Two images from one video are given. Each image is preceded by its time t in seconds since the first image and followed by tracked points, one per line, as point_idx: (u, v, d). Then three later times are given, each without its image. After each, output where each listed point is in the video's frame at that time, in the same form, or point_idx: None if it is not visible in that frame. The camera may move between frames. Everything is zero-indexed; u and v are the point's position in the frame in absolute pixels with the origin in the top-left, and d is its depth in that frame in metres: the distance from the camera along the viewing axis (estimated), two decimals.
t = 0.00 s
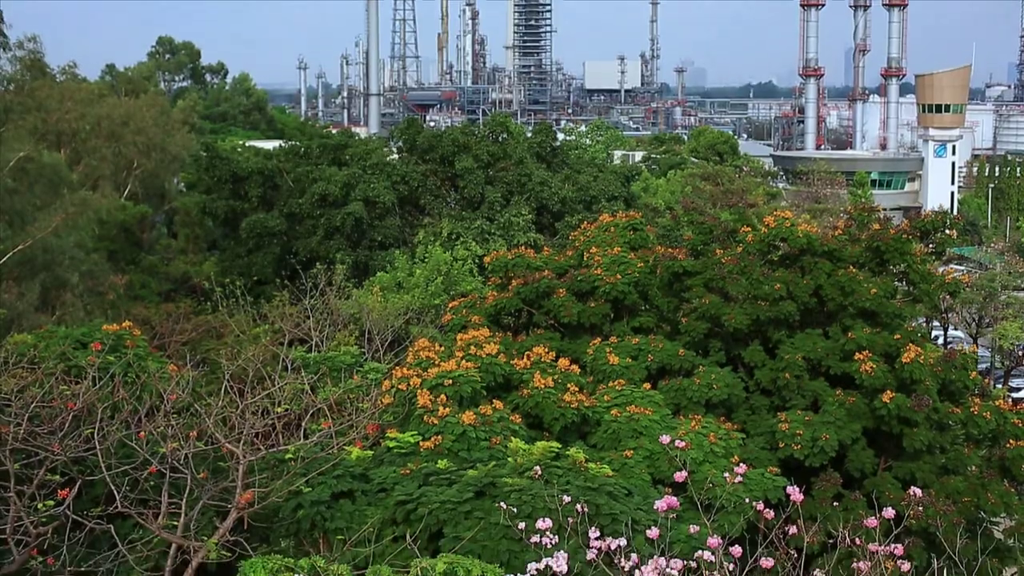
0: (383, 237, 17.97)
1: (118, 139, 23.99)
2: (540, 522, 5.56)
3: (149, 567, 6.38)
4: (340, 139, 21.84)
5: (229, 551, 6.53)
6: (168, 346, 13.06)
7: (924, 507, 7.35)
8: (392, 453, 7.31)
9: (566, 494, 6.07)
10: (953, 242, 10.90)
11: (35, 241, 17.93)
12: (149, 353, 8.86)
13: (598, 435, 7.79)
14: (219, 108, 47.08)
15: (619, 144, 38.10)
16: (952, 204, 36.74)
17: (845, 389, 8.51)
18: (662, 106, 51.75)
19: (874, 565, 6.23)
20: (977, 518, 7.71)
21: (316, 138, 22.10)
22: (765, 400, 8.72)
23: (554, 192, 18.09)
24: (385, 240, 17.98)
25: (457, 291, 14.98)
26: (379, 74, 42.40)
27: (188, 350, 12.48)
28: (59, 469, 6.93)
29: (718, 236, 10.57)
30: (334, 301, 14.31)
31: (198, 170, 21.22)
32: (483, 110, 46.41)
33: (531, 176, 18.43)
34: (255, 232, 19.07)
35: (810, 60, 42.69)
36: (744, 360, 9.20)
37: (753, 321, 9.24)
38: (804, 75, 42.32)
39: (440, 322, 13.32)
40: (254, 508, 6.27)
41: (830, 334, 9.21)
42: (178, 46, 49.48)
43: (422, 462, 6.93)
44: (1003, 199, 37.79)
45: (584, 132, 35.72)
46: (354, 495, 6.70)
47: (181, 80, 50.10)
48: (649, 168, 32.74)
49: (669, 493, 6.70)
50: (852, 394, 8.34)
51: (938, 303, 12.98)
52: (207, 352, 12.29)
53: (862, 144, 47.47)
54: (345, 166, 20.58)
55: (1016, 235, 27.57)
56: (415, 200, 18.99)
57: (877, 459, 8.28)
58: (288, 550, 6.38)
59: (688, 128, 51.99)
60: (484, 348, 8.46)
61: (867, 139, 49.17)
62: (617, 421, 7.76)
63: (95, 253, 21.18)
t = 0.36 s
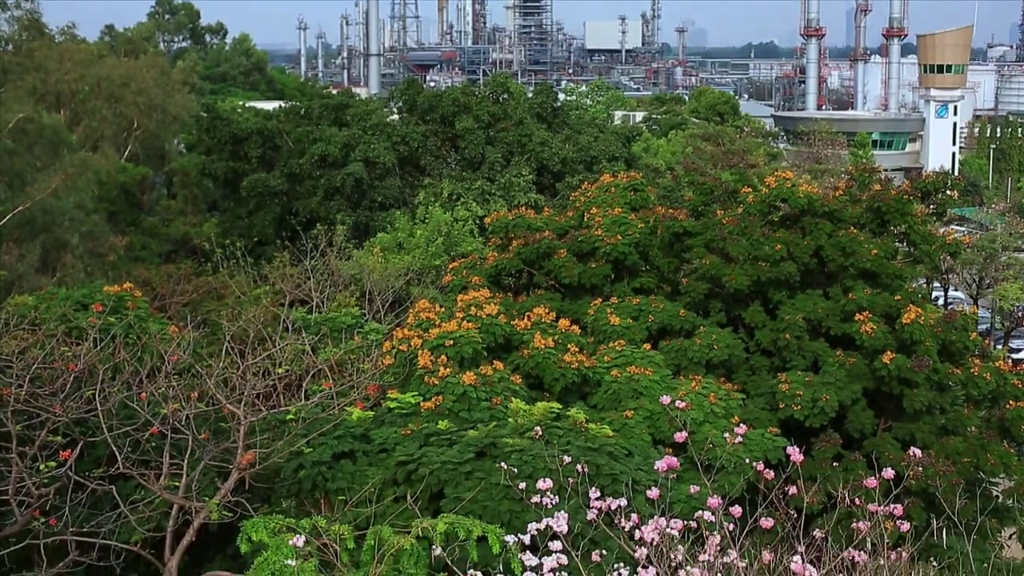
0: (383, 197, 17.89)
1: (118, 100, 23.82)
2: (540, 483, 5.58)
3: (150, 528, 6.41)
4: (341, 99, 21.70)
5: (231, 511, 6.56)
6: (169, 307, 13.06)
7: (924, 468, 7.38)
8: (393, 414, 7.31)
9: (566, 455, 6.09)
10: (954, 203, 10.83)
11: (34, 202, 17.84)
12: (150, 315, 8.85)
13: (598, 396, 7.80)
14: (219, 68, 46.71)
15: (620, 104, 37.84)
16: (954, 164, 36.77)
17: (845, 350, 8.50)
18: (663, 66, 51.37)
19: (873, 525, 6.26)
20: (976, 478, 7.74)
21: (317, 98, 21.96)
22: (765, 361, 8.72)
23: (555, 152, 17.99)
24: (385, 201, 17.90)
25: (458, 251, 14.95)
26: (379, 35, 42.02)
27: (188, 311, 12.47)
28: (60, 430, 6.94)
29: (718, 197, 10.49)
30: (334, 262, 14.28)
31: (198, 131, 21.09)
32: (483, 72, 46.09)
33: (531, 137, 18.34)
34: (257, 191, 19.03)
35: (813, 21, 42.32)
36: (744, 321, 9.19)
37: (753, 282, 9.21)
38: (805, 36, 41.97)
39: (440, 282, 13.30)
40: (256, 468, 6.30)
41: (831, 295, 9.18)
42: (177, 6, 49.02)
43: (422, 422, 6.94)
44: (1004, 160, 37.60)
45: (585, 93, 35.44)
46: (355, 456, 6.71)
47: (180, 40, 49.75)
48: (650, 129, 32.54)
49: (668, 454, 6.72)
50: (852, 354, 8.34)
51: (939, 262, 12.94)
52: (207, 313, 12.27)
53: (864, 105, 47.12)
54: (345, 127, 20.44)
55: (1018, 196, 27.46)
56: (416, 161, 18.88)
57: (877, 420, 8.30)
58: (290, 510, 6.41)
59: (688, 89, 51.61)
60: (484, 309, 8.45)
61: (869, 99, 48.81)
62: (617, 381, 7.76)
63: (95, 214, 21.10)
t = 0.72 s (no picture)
0: (383, 159, 17.80)
1: (118, 62, 23.65)
2: (540, 445, 5.59)
3: (151, 490, 6.44)
4: (341, 60, 21.54)
5: (232, 473, 6.59)
6: (169, 269, 13.04)
7: (923, 430, 7.39)
8: (393, 375, 7.31)
9: (566, 416, 6.09)
10: (955, 164, 10.76)
11: (33, 164, 17.73)
12: (150, 277, 8.83)
13: (599, 357, 7.81)
14: (218, 30, 46.32)
15: (620, 66, 37.56)
16: (955, 126, 36.39)
17: (845, 312, 8.49)
18: (664, 28, 51.01)
19: (872, 486, 6.29)
20: (975, 440, 7.77)
21: (316, 59, 21.78)
22: (765, 322, 8.71)
23: (555, 114, 17.87)
24: (385, 163, 17.82)
25: (458, 213, 14.89)
26: None
27: (188, 273, 12.46)
28: (61, 392, 6.96)
29: (719, 158, 10.41)
30: (334, 224, 14.25)
31: (197, 93, 20.95)
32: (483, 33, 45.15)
33: (531, 99, 18.22)
34: (258, 152, 19.02)
35: None
36: (744, 283, 9.17)
37: (754, 244, 9.18)
38: None
39: (440, 244, 13.26)
40: (257, 430, 6.31)
41: (831, 257, 9.16)
42: None
43: (422, 383, 6.95)
44: (1005, 122, 37.38)
45: (585, 54, 35.16)
46: (355, 417, 6.73)
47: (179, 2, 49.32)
48: (651, 91, 32.32)
49: (668, 415, 6.73)
50: (852, 316, 8.33)
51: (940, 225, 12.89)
52: (208, 275, 12.26)
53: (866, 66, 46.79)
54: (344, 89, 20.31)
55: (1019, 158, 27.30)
56: (416, 122, 18.76)
57: (877, 381, 8.30)
58: (290, 471, 6.44)
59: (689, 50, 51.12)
60: (484, 270, 8.42)
61: (871, 61, 48.45)
62: (617, 343, 7.76)
63: (94, 176, 21.02)
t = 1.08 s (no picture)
0: (383, 121, 17.69)
1: (117, 24, 23.44)
2: (541, 407, 5.60)
3: (153, 452, 6.47)
4: (341, 21, 21.34)
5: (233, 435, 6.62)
6: (170, 231, 13.00)
7: (923, 392, 7.40)
8: (393, 338, 7.31)
9: (566, 378, 6.10)
10: (956, 126, 10.68)
11: (32, 126, 17.63)
12: (151, 240, 8.82)
13: (598, 319, 7.80)
14: None
15: (621, 28, 37.25)
16: (955, 89, 36.58)
17: (845, 274, 8.47)
18: None
19: (872, 449, 6.31)
20: (975, 402, 7.79)
21: (315, 20, 21.57)
22: (765, 285, 8.70)
23: (556, 76, 17.72)
24: (385, 125, 17.71)
25: (459, 175, 14.81)
26: None
27: (189, 236, 12.44)
28: (62, 355, 6.97)
29: (719, 120, 10.32)
30: (334, 186, 14.23)
31: (196, 55, 20.78)
32: None
33: (531, 61, 18.07)
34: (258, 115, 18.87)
35: None
36: (744, 245, 9.14)
37: (754, 206, 9.13)
38: None
39: (441, 206, 13.21)
40: (258, 392, 6.32)
41: (832, 219, 9.11)
42: None
43: (423, 345, 6.95)
44: (1007, 84, 37.13)
45: (586, 15, 34.85)
46: (356, 379, 6.74)
47: None
48: (652, 53, 32.06)
49: (669, 377, 6.73)
50: (853, 278, 8.31)
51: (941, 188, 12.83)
52: (208, 238, 12.24)
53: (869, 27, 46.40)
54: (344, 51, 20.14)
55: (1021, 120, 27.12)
56: (416, 85, 18.62)
57: (877, 343, 8.30)
58: (291, 434, 6.47)
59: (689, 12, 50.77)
60: (484, 233, 8.38)
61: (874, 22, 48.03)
62: (617, 305, 7.74)
63: (94, 138, 20.90)
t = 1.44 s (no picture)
0: (382, 81, 17.54)
1: None
2: (541, 366, 5.61)
3: (155, 413, 6.50)
4: None
5: (234, 396, 6.65)
6: (169, 192, 12.93)
7: (923, 352, 7.41)
8: (394, 298, 7.29)
9: (567, 338, 6.10)
10: (957, 87, 10.58)
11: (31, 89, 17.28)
12: (151, 201, 8.79)
13: (599, 280, 7.79)
14: None
15: None
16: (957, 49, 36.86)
17: (846, 235, 8.45)
18: None
19: (872, 409, 6.32)
20: (974, 362, 7.80)
21: None
22: (765, 245, 8.67)
23: (556, 36, 17.54)
24: (384, 86, 17.56)
25: (459, 135, 14.70)
26: None
27: (189, 196, 12.39)
28: (62, 316, 6.96)
29: (720, 81, 10.22)
30: (334, 146, 14.18)
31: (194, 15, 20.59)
32: None
33: (531, 20, 17.89)
34: (257, 78, 18.86)
35: None
36: (745, 206, 9.11)
37: (754, 167, 9.07)
38: None
39: (441, 166, 13.14)
40: (258, 353, 6.32)
41: (832, 179, 9.06)
42: None
43: (423, 306, 6.95)
44: (1010, 44, 36.84)
45: None
46: (356, 339, 6.75)
47: None
48: (653, 12, 31.75)
49: (668, 337, 6.74)
50: (853, 239, 8.28)
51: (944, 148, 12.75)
52: (208, 198, 12.19)
53: None
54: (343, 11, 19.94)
55: None
56: (416, 44, 18.45)
57: (878, 304, 8.30)
58: (291, 394, 6.48)
59: None
60: (484, 193, 8.33)
61: None
62: (618, 266, 7.72)
63: (92, 99, 20.71)
